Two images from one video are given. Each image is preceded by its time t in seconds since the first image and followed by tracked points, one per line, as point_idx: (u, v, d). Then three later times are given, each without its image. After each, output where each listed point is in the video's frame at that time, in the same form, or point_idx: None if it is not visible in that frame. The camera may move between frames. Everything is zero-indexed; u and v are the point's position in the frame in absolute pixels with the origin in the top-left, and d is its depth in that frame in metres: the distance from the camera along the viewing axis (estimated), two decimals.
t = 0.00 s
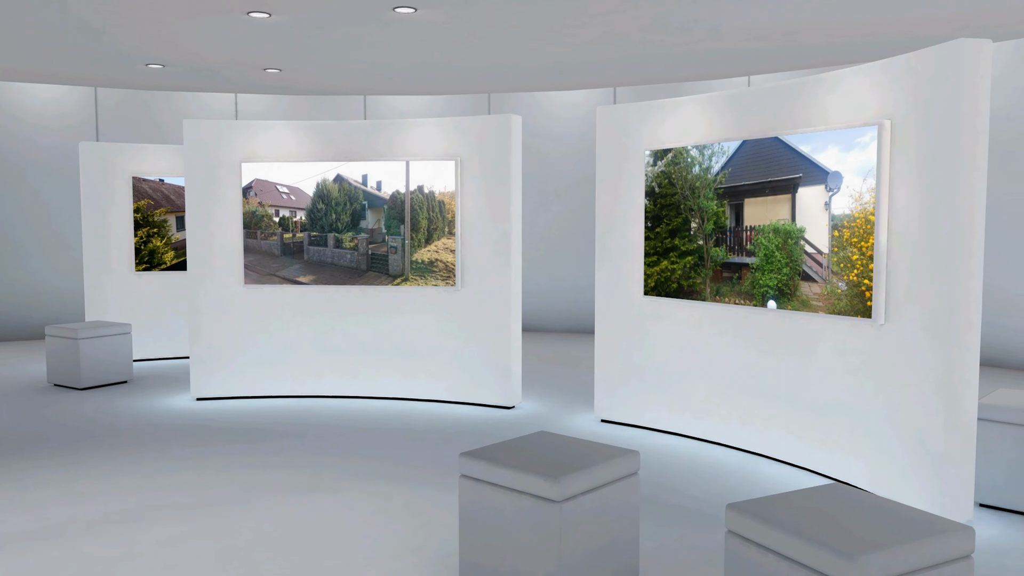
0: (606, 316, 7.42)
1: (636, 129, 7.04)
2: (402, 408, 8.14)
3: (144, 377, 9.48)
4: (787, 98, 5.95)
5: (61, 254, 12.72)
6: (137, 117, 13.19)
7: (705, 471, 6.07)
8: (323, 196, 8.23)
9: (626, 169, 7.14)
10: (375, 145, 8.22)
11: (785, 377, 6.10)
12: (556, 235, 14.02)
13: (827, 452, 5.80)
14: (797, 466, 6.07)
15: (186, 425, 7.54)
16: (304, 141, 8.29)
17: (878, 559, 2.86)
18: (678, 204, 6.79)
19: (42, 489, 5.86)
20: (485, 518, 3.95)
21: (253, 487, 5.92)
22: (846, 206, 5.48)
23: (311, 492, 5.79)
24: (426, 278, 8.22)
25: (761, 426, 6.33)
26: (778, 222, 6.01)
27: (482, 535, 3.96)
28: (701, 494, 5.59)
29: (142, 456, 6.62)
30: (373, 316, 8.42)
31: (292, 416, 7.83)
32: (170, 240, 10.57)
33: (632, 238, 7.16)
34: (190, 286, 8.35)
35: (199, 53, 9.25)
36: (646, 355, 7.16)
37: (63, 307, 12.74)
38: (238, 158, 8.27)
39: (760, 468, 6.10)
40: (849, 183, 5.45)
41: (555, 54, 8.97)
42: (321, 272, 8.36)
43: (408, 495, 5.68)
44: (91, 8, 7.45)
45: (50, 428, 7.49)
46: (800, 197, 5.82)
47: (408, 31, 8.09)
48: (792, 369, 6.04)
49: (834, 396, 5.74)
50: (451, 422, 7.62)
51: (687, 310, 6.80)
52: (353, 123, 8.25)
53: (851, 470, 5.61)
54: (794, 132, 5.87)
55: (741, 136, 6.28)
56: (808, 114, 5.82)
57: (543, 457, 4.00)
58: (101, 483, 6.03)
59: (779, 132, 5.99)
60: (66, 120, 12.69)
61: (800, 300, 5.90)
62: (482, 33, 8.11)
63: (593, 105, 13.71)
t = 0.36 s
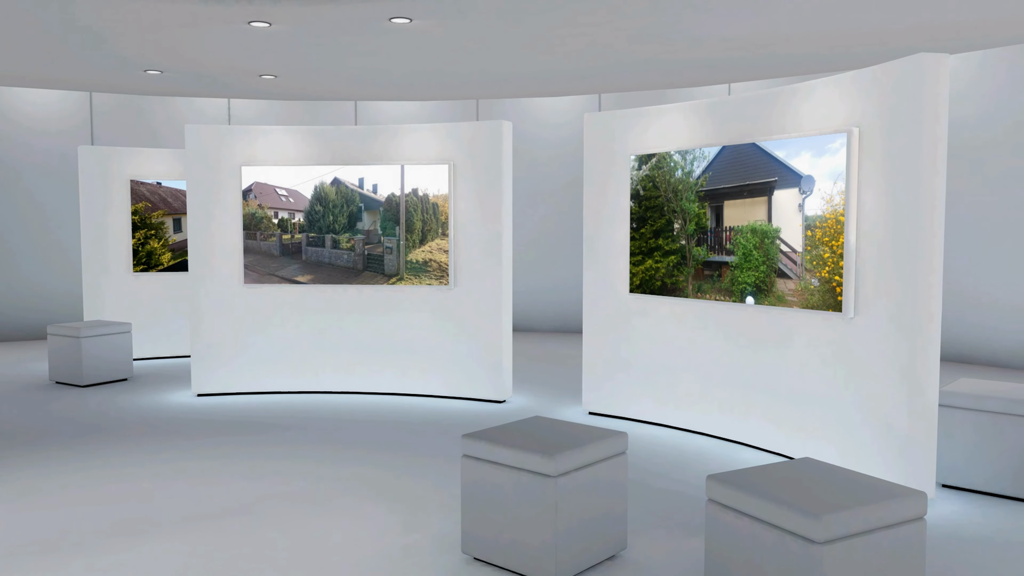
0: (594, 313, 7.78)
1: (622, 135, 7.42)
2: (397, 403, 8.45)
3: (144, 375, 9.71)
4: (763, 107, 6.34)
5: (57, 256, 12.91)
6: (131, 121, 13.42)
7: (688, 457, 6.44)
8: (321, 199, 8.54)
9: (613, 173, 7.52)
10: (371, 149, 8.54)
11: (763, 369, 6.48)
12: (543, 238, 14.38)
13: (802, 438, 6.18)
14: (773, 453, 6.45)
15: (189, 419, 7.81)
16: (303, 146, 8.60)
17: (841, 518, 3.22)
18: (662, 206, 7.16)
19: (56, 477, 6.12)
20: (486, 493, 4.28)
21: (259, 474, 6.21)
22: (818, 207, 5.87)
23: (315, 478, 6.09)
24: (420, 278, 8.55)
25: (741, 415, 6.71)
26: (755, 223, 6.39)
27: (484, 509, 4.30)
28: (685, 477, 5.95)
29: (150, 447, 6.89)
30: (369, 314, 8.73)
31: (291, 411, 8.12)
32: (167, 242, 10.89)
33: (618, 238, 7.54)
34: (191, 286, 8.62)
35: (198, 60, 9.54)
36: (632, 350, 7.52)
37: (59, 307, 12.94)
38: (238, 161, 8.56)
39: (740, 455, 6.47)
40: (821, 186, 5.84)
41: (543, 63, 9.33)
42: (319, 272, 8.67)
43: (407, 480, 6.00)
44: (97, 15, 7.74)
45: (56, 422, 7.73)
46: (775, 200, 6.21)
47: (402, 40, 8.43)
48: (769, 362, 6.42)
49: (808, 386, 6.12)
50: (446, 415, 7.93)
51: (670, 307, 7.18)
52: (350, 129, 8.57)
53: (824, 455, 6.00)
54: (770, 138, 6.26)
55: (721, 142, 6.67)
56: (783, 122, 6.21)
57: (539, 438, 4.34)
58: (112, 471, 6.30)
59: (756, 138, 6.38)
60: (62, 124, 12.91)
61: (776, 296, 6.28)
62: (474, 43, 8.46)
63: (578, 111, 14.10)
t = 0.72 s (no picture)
0: (585, 311, 8.14)
1: (611, 141, 7.79)
2: (394, 398, 8.75)
3: (144, 373, 9.92)
4: (746, 114, 6.74)
5: (50, 258, 13.06)
6: (124, 126, 13.59)
7: (676, 445, 6.81)
8: (320, 201, 8.83)
9: (602, 177, 7.89)
10: (368, 154, 8.84)
11: (746, 361, 6.87)
12: (530, 240, 14.73)
13: (783, 426, 6.58)
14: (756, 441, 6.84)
15: (194, 414, 8.06)
16: (302, 150, 8.88)
17: (822, 485, 3.59)
18: (650, 208, 7.53)
19: (73, 468, 6.36)
20: (495, 472, 4.61)
21: (269, 463, 6.49)
22: (798, 209, 6.28)
23: (323, 466, 6.39)
24: (416, 277, 8.86)
25: (725, 406, 7.09)
26: (738, 224, 6.79)
27: (493, 486, 4.62)
28: (674, 463, 6.32)
29: (158, 440, 7.13)
30: (367, 313, 9.02)
31: (292, 406, 8.39)
32: (163, 244, 11.10)
33: (608, 239, 7.91)
34: (193, 285, 8.86)
35: (197, 66, 9.78)
36: (621, 345, 7.89)
37: (52, 309, 13.09)
38: (239, 165, 8.82)
39: (725, 443, 6.86)
40: (800, 189, 6.25)
41: (532, 71, 9.69)
42: (318, 272, 8.95)
43: (411, 467, 6.31)
44: (104, 22, 7.99)
45: (63, 417, 7.94)
46: (757, 202, 6.60)
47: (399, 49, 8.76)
48: (751, 354, 6.81)
49: (788, 377, 6.52)
50: (443, 409, 8.25)
51: (658, 304, 7.55)
52: (348, 133, 8.87)
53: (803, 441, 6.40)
54: (752, 144, 6.66)
55: (705, 147, 7.05)
56: (764, 129, 6.60)
57: (543, 421, 4.67)
58: (125, 461, 6.54)
59: (739, 144, 6.77)
60: (55, 127, 13.06)
61: (758, 292, 6.67)
62: (467, 51, 8.80)
63: (563, 117, 14.48)
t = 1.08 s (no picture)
0: (578, 308, 8.51)
1: (604, 146, 8.17)
2: (393, 394, 9.04)
3: (143, 372, 10.11)
4: (732, 121, 7.14)
5: (42, 260, 13.16)
6: (115, 129, 13.72)
7: (668, 433, 7.18)
8: (320, 204, 9.10)
9: (595, 180, 8.27)
10: (367, 158, 9.14)
11: (732, 354, 7.27)
12: (516, 242, 15.08)
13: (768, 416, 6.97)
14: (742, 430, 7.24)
15: (199, 409, 8.29)
16: (302, 154, 9.15)
17: (813, 458, 3.97)
18: (641, 210, 7.91)
19: (90, 458, 6.58)
20: (509, 453, 4.94)
21: (280, 453, 6.76)
22: (782, 211, 6.69)
23: (333, 455, 6.67)
24: (414, 277, 9.17)
25: (713, 397, 7.48)
26: (726, 225, 7.19)
27: (507, 468, 4.96)
28: (667, 450, 6.70)
29: (168, 433, 7.37)
30: (365, 312, 9.30)
31: (295, 402, 8.65)
32: (159, 245, 11.27)
33: (600, 239, 8.28)
34: (195, 285, 9.09)
35: (196, 71, 10.00)
36: (613, 341, 8.26)
37: (44, 311, 13.19)
38: (241, 168, 9.08)
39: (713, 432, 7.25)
40: (784, 192, 6.66)
41: (524, 79, 10.04)
42: (318, 272, 9.21)
43: (418, 455, 6.62)
44: (112, 29, 8.23)
45: (71, 413, 8.14)
46: (744, 204, 7.01)
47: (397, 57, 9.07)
48: (738, 348, 7.22)
49: (773, 369, 6.92)
50: (442, 403, 8.56)
51: (648, 301, 7.92)
52: (347, 138, 9.15)
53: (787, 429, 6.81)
54: (738, 149, 7.06)
55: (694, 153, 7.45)
56: (749, 135, 7.01)
57: (552, 407, 5.02)
58: (140, 451, 6.78)
59: (726, 150, 7.17)
60: (47, 130, 13.18)
61: (745, 289, 7.08)
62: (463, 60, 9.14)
63: (548, 123, 14.85)
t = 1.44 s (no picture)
0: (572, 306, 8.87)
1: (597, 151, 8.55)
2: (392, 390, 9.34)
3: (143, 371, 10.30)
4: (721, 128, 7.56)
5: (34, 262, 13.27)
6: (107, 133, 13.86)
7: (661, 423, 7.56)
8: (321, 206, 9.37)
9: (589, 184, 8.65)
10: (367, 161, 9.42)
11: (721, 348, 7.68)
12: (502, 245, 15.42)
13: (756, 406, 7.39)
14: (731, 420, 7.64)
15: (206, 406, 8.53)
16: (303, 158, 9.41)
17: (809, 436, 4.36)
18: (633, 212, 8.29)
19: (108, 451, 6.81)
20: (525, 439, 5.28)
21: (292, 444, 7.03)
22: (770, 212, 7.11)
23: (344, 445, 6.96)
24: (413, 277, 9.47)
25: (703, 389, 7.88)
26: (716, 226, 7.60)
27: (521, 452, 5.30)
28: (663, 438, 7.07)
29: (179, 428, 7.60)
30: (365, 311, 9.59)
31: (298, 398, 8.91)
32: (156, 247, 11.44)
33: (594, 241, 8.66)
34: (198, 286, 9.31)
35: (195, 77, 10.22)
36: (606, 337, 8.62)
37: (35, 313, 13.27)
38: (244, 171, 9.32)
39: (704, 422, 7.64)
40: (771, 195, 7.09)
41: (516, 86, 10.40)
42: (319, 272, 9.47)
43: (427, 445, 6.94)
44: (119, 36, 8.46)
45: (79, 411, 8.33)
46: (733, 207, 7.43)
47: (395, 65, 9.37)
48: (726, 342, 7.62)
49: (760, 361, 7.33)
50: (441, 398, 8.87)
51: (641, 299, 8.31)
52: (347, 142, 9.43)
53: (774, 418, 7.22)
54: (727, 155, 7.47)
55: (685, 158, 7.84)
56: (738, 141, 7.42)
57: (563, 395, 5.36)
58: (155, 445, 7.02)
59: (715, 155, 7.58)
60: (39, 133, 13.28)
61: (734, 286, 7.49)
62: (459, 68, 9.46)
63: (533, 128, 15.22)
